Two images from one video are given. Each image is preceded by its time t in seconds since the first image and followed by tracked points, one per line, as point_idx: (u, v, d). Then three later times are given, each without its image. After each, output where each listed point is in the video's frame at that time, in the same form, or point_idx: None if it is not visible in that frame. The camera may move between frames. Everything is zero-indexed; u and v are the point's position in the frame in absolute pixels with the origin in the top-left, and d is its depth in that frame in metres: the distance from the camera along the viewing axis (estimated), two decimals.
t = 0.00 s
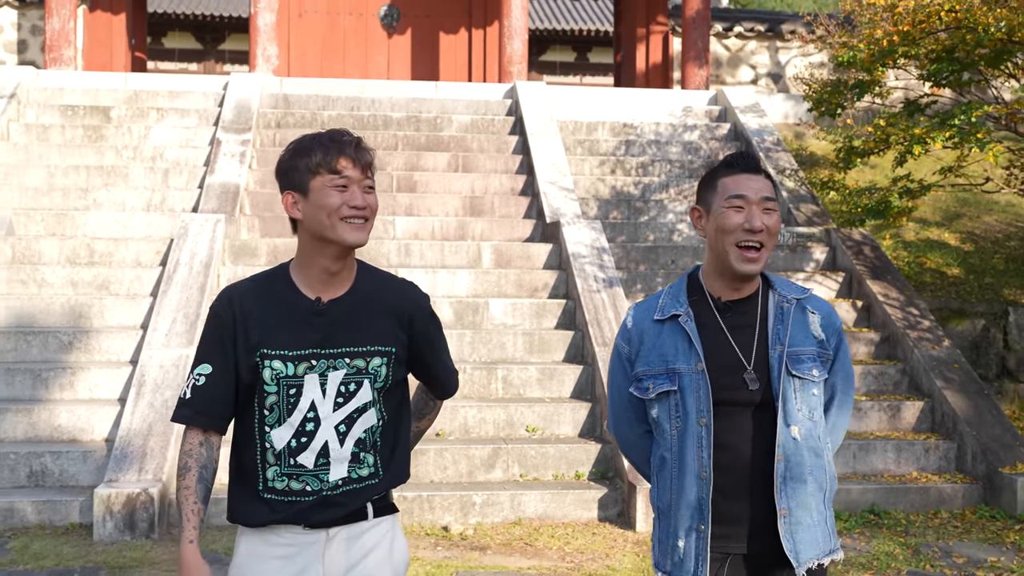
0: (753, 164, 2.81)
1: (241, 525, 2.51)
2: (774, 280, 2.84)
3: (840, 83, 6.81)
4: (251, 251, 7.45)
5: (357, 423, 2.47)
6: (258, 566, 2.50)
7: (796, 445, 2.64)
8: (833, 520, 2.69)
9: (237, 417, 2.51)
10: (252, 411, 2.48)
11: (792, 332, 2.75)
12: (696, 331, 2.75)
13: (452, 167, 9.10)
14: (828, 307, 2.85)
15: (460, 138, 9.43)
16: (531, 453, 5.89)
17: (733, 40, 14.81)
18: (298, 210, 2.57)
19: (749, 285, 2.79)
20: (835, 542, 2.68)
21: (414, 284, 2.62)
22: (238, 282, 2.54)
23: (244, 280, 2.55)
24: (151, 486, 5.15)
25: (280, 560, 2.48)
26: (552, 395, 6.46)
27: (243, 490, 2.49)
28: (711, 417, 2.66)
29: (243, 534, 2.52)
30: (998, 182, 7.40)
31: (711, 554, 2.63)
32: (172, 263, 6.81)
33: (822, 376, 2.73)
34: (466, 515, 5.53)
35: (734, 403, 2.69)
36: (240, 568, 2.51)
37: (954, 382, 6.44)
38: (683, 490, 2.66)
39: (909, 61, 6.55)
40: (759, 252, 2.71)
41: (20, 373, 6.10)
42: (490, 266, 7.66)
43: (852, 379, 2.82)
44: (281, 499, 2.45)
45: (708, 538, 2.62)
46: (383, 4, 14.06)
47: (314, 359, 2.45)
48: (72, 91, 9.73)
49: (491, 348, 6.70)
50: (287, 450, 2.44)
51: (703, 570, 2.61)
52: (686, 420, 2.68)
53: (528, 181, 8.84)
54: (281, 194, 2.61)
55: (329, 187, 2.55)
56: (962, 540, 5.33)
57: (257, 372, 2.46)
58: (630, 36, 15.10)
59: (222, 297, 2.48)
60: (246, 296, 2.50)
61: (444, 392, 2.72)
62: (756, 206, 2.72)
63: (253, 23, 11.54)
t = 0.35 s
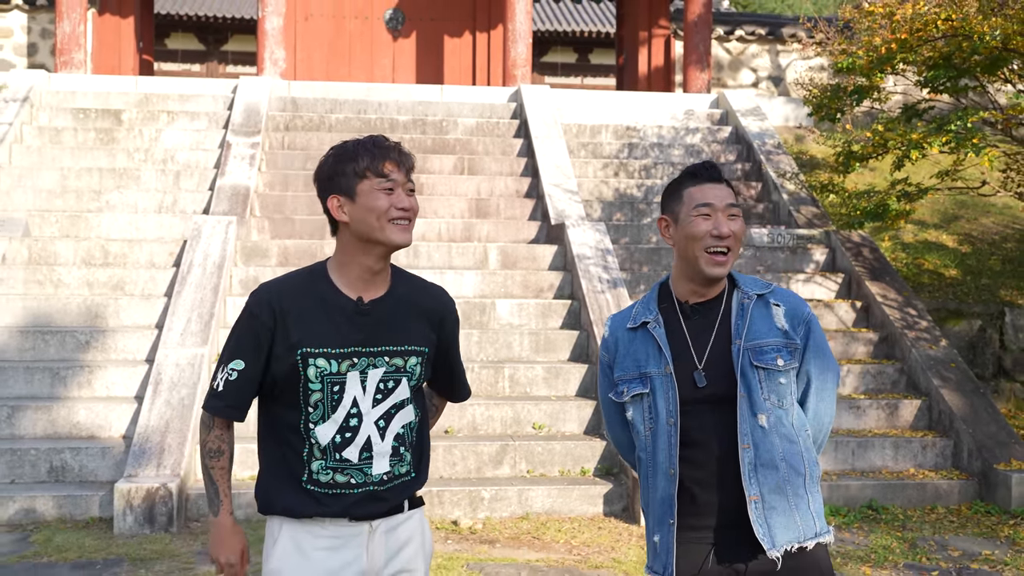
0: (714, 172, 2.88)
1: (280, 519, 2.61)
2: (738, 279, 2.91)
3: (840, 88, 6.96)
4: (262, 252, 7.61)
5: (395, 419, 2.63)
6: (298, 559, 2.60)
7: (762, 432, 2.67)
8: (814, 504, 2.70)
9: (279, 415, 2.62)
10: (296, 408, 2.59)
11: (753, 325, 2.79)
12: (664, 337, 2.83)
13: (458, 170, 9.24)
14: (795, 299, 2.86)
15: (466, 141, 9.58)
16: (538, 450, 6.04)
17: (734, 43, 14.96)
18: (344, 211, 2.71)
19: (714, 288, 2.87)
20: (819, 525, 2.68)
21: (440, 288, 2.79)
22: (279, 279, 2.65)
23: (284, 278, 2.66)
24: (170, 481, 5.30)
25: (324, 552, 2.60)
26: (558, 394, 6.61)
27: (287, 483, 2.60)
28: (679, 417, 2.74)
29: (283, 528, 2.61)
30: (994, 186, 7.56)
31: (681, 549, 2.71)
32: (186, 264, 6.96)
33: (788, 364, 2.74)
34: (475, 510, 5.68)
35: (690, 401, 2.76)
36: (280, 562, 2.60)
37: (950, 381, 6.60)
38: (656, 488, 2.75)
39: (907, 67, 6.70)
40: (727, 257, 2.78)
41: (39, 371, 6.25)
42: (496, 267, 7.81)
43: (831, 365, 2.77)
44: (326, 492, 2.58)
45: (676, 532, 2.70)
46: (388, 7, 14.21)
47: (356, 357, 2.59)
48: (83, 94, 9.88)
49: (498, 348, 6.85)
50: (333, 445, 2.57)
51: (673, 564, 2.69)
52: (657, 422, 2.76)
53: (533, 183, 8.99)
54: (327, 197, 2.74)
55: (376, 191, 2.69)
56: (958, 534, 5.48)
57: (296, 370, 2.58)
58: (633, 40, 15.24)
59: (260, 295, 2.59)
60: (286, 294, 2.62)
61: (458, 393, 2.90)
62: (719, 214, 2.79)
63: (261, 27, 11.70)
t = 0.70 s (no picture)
0: (697, 177, 3.03)
1: (297, 511, 2.58)
2: (727, 273, 3.05)
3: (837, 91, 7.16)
4: (274, 252, 7.80)
5: (402, 414, 2.62)
6: (317, 553, 2.56)
7: (747, 417, 2.81)
8: (803, 482, 2.81)
9: (289, 412, 2.62)
10: (306, 402, 2.58)
11: (740, 317, 2.93)
12: (657, 335, 2.99)
13: (463, 171, 9.43)
14: (782, 293, 3.00)
15: (471, 143, 9.77)
16: (544, 443, 6.22)
17: (734, 46, 15.16)
18: (364, 214, 2.69)
19: (706, 287, 3.01)
20: (810, 500, 2.78)
21: (442, 291, 2.80)
22: (288, 278, 2.64)
23: (293, 277, 2.65)
24: (188, 473, 5.49)
25: (343, 544, 2.57)
26: (563, 389, 6.80)
27: (299, 475, 2.58)
28: (673, 408, 2.89)
29: (303, 520, 2.58)
30: (987, 187, 7.74)
31: (679, 532, 2.86)
32: (200, 263, 7.14)
33: (774, 354, 2.88)
34: (483, 501, 5.86)
35: (682, 393, 2.90)
36: (301, 557, 2.56)
37: (945, 377, 6.78)
38: (654, 476, 2.90)
39: (902, 71, 6.89)
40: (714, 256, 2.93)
41: (59, 367, 6.43)
42: (501, 266, 7.99)
43: (818, 353, 2.91)
44: (338, 483, 2.56)
45: (675, 516, 2.85)
46: (393, 11, 14.42)
47: (364, 355, 2.59)
48: (96, 97, 10.08)
49: (504, 344, 7.04)
50: (344, 438, 2.56)
51: (672, 548, 2.85)
52: (652, 414, 2.92)
53: (537, 184, 9.18)
54: (348, 198, 2.71)
55: (398, 198, 2.69)
56: (951, 524, 5.67)
57: (306, 366, 2.58)
58: (634, 43, 15.43)
59: (271, 293, 2.60)
60: (295, 293, 2.61)
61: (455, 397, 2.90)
62: (705, 215, 2.94)
63: (269, 31, 11.90)
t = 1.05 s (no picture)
0: (674, 189, 3.06)
1: (297, 522, 2.56)
2: (718, 286, 3.09)
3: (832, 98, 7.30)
4: (277, 256, 7.91)
5: (395, 427, 2.61)
6: (318, 561, 2.55)
7: (717, 427, 2.89)
8: (770, 494, 2.88)
9: (283, 428, 2.60)
10: (302, 419, 2.56)
11: (723, 329, 2.98)
12: (648, 342, 3.08)
13: (463, 175, 9.53)
14: (772, 305, 3.01)
15: (471, 147, 9.88)
16: (544, 444, 6.33)
17: (731, 50, 15.28)
18: (357, 232, 2.66)
19: (687, 296, 3.07)
20: (772, 512, 2.86)
21: (423, 306, 2.77)
22: (274, 301, 2.59)
23: (277, 300, 2.60)
24: (195, 474, 5.59)
25: (343, 552, 2.56)
26: (562, 391, 6.91)
27: (296, 488, 2.56)
28: (654, 412, 2.99)
29: (302, 531, 2.56)
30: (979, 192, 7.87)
31: (652, 529, 2.97)
32: (204, 267, 7.24)
33: (752, 366, 2.94)
34: (484, 501, 5.97)
35: (665, 399, 3.00)
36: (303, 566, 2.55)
37: (937, 378, 6.90)
38: (634, 475, 3.00)
39: (895, 78, 7.05)
40: (674, 268, 3.00)
41: (66, 369, 6.53)
42: (501, 269, 8.10)
43: (803, 367, 2.91)
44: (336, 497, 2.55)
45: (648, 514, 2.96)
46: (393, 15, 14.53)
47: (356, 371, 2.56)
48: (99, 101, 10.17)
49: (504, 347, 7.14)
50: (341, 452, 2.54)
51: (643, 543, 2.97)
52: (636, 416, 3.02)
53: (536, 188, 9.29)
54: (340, 216, 2.66)
55: (388, 215, 2.67)
56: (943, 523, 5.78)
57: (300, 386, 2.55)
58: (632, 47, 15.55)
59: (264, 317, 2.55)
60: (286, 316, 2.57)
61: (435, 413, 2.82)
62: (661, 230, 3.00)
63: (270, 35, 12.00)
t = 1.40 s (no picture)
0: (670, 196, 3.04)
1: (329, 512, 2.68)
2: (702, 297, 3.06)
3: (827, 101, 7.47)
4: (282, 256, 8.06)
5: (410, 413, 2.78)
6: (352, 545, 2.68)
7: (674, 439, 2.94)
8: (717, 510, 2.91)
9: (307, 426, 2.71)
10: (327, 414, 2.68)
11: (692, 343, 2.98)
12: (629, 340, 3.13)
13: (464, 176, 9.69)
14: (746, 322, 2.97)
15: (472, 149, 10.04)
16: (545, 440, 6.48)
17: (729, 52, 15.45)
18: (370, 232, 2.77)
19: (672, 302, 3.08)
20: (713, 529, 2.90)
21: (415, 300, 2.93)
22: (290, 302, 2.71)
23: (292, 301, 2.72)
24: (206, 468, 5.74)
25: (374, 535, 2.70)
26: (562, 388, 7.07)
27: (326, 482, 2.68)
28: (626, 409, 3.06)
29: (334, 518, 2.68)
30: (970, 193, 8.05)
31: (617, 519, 3.05)
32: (212, 266, 7.38)
33: (714, 382, 2.94)
34: (486, 494, 6.12)
35: (636, 398, 3.05)
36: (336, 552, 2.67)
37: (929, 376, 7.07)
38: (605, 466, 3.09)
39: (887, 82, 7.21)
40: (657, 276, 3.00)
41: (77, 367, 6.68)
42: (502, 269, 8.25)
43: (765, 388, 2.89)
44: (366, 485, 2.68)
45: (614, 505, 3.05)
46: (394, 18, 14.69)
47: (372, 364, 2.71)
48: (106, 103, 10.32)
49: (505, 345, 7.30)
50: (367, 442, 2.69)
51: (608, 531, 3.06)
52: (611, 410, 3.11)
53: (536, 189, 9.44)
54: (353, 216, 2.77)
55: (397, 218, 2.80)
56: (933, 515, 5.95)
57: (325, 381, 2.67)
58: (631, 50, 15.72)
59: (284, 319, 2.66)
60: (303, 316, 2.68)
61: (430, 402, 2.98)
62: (648, 236, 3.00)
63: (273, 38, 12.15)
